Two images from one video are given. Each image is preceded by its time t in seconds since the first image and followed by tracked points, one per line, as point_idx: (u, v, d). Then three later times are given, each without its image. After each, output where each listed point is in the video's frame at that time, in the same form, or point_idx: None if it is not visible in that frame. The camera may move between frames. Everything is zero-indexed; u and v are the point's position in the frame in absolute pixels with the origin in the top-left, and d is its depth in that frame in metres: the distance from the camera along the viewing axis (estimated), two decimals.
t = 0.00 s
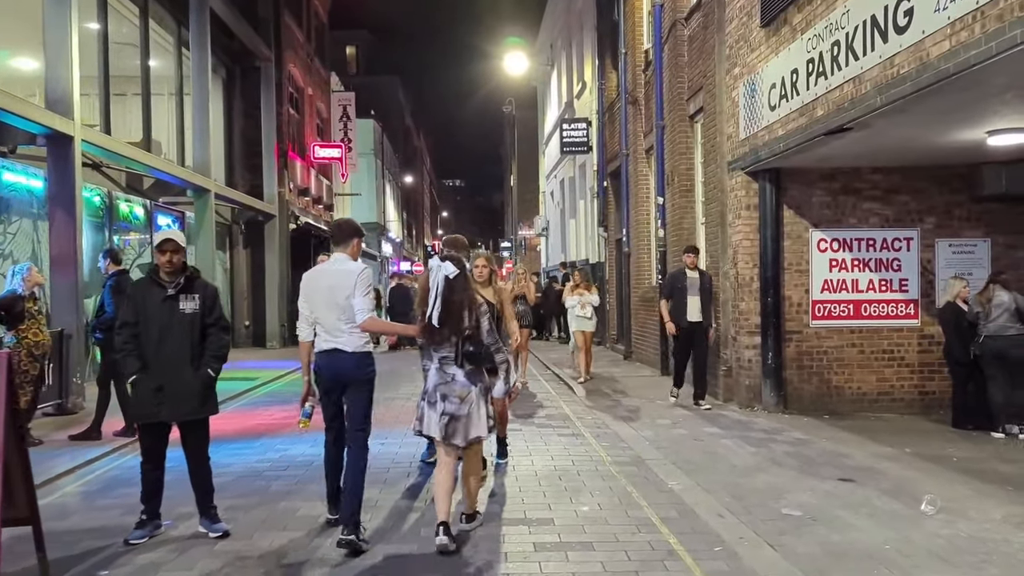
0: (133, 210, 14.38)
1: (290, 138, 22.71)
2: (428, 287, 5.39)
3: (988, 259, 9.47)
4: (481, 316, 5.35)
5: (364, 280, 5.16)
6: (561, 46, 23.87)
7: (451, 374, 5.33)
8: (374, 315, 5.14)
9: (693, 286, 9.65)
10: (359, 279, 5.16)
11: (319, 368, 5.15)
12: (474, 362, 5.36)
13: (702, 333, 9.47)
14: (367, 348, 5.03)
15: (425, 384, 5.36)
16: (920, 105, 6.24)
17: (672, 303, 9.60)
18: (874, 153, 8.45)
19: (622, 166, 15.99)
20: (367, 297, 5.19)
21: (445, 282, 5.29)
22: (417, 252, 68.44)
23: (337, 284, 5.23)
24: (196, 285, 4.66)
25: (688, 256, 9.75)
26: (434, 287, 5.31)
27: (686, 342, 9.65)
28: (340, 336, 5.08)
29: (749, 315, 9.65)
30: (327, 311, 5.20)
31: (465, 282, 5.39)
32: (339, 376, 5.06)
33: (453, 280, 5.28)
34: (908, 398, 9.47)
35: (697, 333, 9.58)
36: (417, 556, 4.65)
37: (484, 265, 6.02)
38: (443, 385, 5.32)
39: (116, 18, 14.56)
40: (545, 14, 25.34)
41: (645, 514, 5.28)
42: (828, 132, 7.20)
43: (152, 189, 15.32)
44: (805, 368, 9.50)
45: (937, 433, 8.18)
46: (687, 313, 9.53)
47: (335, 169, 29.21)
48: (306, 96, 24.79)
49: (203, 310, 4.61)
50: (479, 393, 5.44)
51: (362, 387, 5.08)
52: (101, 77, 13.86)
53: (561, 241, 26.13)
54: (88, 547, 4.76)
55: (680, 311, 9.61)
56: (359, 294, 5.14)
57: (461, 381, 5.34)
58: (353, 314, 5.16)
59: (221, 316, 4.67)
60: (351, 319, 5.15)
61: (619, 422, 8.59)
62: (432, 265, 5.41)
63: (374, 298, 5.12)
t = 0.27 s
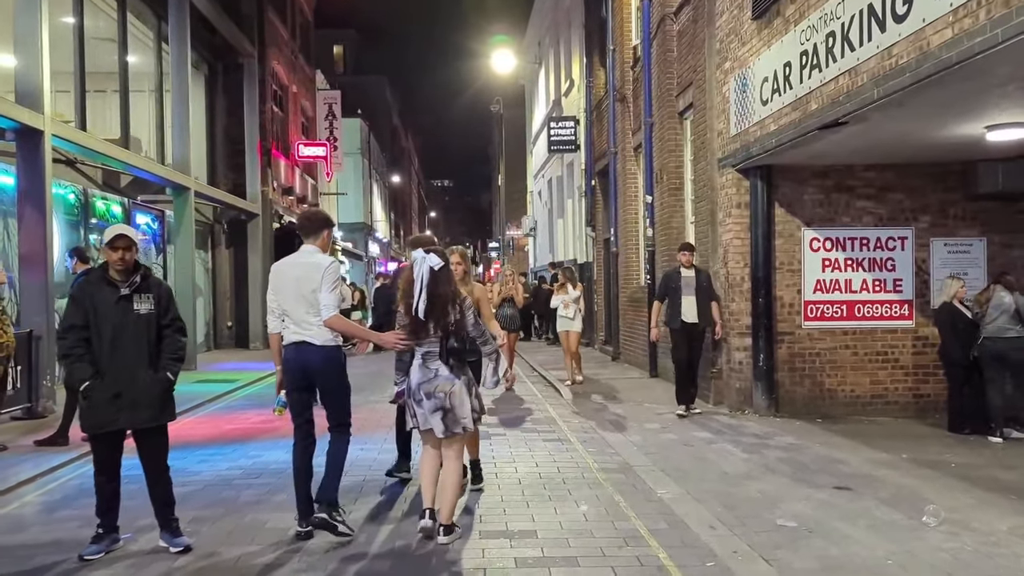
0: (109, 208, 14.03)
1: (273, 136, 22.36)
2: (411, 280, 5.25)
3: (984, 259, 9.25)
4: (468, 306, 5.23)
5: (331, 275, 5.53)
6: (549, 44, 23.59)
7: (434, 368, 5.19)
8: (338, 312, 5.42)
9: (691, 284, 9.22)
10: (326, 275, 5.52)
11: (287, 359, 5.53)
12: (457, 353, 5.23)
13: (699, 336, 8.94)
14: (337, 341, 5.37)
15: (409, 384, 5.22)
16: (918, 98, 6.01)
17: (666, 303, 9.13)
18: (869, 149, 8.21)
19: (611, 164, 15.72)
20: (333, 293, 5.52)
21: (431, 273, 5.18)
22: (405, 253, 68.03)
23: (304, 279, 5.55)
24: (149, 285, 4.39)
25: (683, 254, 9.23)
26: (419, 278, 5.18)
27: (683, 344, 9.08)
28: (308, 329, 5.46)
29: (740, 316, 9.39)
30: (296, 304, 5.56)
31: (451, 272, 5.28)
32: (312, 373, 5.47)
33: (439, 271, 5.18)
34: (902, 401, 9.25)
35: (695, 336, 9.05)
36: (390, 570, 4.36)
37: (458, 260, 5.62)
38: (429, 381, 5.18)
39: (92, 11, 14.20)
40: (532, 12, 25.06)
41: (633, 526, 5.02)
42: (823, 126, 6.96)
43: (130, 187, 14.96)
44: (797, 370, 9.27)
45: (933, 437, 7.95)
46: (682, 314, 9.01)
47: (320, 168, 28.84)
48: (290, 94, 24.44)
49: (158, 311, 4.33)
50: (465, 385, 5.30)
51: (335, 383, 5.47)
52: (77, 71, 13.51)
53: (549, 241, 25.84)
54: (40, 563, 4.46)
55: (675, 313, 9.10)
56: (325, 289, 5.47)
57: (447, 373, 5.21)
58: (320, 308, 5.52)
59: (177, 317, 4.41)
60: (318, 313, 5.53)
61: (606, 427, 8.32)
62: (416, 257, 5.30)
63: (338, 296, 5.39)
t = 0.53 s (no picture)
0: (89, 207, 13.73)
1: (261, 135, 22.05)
2: (388, 289, 5.02)
3: (983, 260, 9.04)
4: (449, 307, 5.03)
5: (312, 279, 5.19)
6: (540, 42, 23.33)
7: (414, 376, 4.99)
8: (317, 320, 5.07)
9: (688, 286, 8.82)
10: (306, 278, 5.19)
11: (263, 365, 5.18)
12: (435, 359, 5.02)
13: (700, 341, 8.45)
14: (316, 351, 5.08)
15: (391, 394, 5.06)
16: (920, 93, 5.78)
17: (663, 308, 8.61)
18: (866, 147, 7.98)
19: (602, 163, 15.50)
20: (312, 298, 5.17)
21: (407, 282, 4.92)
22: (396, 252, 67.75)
23: (284, 283, 5.23)
24: (102, 290, 4.14)
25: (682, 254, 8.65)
26: (396, 287, 4.94)
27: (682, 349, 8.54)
28: (286, 333, 5.12)
29: (733, 318, 9.15)
30: (274, 309, 5.24)
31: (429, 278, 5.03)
32: (289, 381, 5.12)
33: (416, 281, 4.92)
34: (899, 406, 9.02)
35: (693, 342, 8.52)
36: None
37: (437, 263, 5.36)
38: (408, 390, 4.97)
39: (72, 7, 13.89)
40: (523, 9, 24.81)
41: (623, 542, 4.77)
42: (820, 124, 6.72)
43: (111, 186, 14.65)
44: (792, 374, 9.03)
45: (932, 444, 7.72)
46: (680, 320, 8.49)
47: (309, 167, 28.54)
48: (278, 92, 24.13)
49: (113, 318, 4.09)
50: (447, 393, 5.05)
51: (311, 392, 5.15)
52: (56, 68, 13.20)
53: (540, 241, 25.59)
54: None
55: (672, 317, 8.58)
56: (304, 292, 5.14)
57: (427, 383, 4.98)
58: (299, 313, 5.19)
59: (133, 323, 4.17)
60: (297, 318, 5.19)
61: (596, 433, 8.07)
62: (394, 264, 5.05)
63: (317, 303, 5.05)
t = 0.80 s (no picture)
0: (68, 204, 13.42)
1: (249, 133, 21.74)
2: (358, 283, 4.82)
3: (983, 258, 8.81)
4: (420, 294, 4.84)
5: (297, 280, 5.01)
6: (533, 39, 23.06)
7: (389, 372, 4.78)
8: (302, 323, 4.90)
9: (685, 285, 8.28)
10: (291, 279, 5.00)
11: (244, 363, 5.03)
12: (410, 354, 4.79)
13: (697, 342, 7.93)
14: (294, 351, 4.93)
15: (362, 388, 4.82)
16: (922, 83, 5.53)
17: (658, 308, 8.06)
18: (864, 142, 7.74)
19: (594, 160, 15.24)
20: (297, 299, 4.99)
21: (377, 275, 4.74)
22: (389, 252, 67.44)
23: (268, 281, 5.03)
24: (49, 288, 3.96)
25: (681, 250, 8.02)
26: (363, 281, 4.76)
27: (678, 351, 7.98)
28: (269, 334, 4.95)
29: (727, 318, 8.89)
30: (255, 307, 5.05)
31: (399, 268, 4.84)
32: (271, 379, 4.99)
33: (386, 274, 4.73)
34: (898, 408, 8.78)
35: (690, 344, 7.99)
36: None
37: (414, 258, 5.01)
38: (382, 387, 4.76)
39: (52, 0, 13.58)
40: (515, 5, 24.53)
41: (611, 555, 4.51)
42: (817, 115, 6.47)
43: (92, 183, 14.34)
44: (788, 376, 8.78)
45: (932, 448, 7.48)
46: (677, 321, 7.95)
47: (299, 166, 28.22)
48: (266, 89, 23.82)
49: (60, 318, 3.92)
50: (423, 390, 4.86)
51: (293, 390, 5.01)
52: (34, 63, 12.90)
53: (533, 241, 25.31)
54: None
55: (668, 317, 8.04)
56: (290, 295, 4.96)
57: (402, 380, 4.77)
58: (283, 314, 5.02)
59: (83, 322, 4.00)
60: (280, 318, 5.03)
61: (586, 437, 7.81)
62: (363, 258, 4.87)
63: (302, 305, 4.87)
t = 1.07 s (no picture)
0: (53, 205, 13.11)
1: (241, 132, 21.44)
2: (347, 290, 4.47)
3: (992, 261, 8.54)
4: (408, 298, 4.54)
5: (276, 287, 4.69)
6: (528, 38, 22.79)
7: (377, 381, 4.48)
8: (280, 333, 4.59)
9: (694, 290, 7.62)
10: (271, 286, 4.69)
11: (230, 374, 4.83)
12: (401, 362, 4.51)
13: (705, 352, 7.36)
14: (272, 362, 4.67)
15: (348, 397, 4.52)
16: (934, 79, 5.27)
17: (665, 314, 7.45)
18: (870, 141, 7.47)
19: (590, 161, 14.98)
20: (278, 306, 4.68)
21: (368, 281, 4.42)
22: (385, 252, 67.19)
23: (247, 287, 4.74)
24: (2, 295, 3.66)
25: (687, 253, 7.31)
26: (352, 286, 4.44)
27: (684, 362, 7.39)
28: (249, 342, 4.72)
29: (727, 323, 8.62)
30: (236, 313, 4.80)
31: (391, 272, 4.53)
32: (251, 387, 4.73)
33: (378, 280, 4.41)
34: (903, 415, 8.52)
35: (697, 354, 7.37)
36: None
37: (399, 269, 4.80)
38: (370, 396, 4.46)
39: None
40: (510, 4, 24.25)
41: None
42: (821, 113, 6.21)
43: (78, 184, 14.05)
44: (789, 382, 8.52)
45: (940, 458, 7.22)
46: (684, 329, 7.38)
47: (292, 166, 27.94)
48: (259, 88, 23.52)
49: (14, 328, 3.63)
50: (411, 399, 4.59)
51: (274, 398, 4.73)
52: (18, 61, 12.61)
53: (528, 242, 25.06)
54: None
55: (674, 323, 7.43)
56: (268, 304, 4.65)
57: (390, 388, 4.49)
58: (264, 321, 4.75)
59: (39, 332, 3.71)
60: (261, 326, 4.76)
61: (582, 447, 7.54)
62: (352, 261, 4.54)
63: (278, 317, 4.57)
